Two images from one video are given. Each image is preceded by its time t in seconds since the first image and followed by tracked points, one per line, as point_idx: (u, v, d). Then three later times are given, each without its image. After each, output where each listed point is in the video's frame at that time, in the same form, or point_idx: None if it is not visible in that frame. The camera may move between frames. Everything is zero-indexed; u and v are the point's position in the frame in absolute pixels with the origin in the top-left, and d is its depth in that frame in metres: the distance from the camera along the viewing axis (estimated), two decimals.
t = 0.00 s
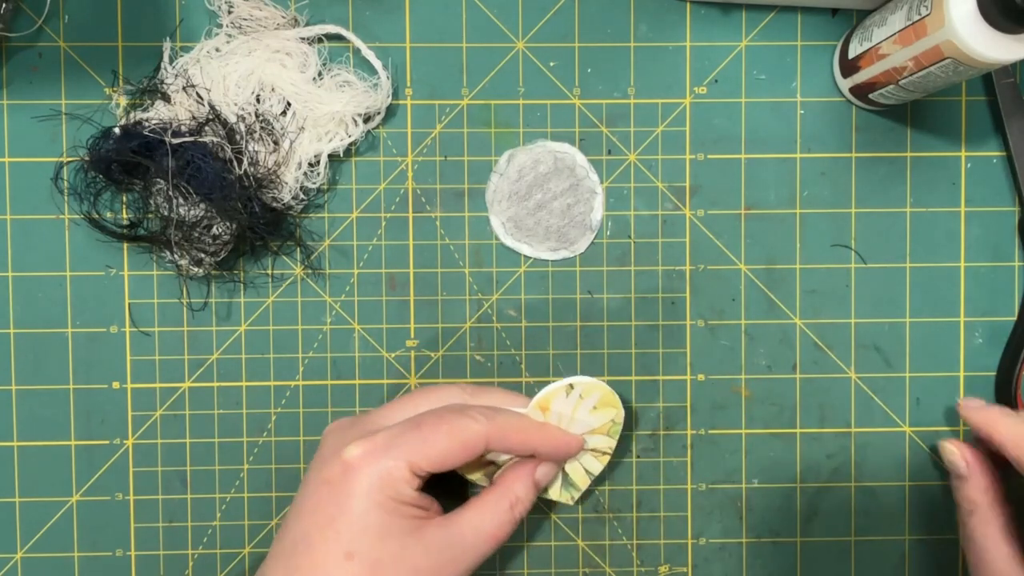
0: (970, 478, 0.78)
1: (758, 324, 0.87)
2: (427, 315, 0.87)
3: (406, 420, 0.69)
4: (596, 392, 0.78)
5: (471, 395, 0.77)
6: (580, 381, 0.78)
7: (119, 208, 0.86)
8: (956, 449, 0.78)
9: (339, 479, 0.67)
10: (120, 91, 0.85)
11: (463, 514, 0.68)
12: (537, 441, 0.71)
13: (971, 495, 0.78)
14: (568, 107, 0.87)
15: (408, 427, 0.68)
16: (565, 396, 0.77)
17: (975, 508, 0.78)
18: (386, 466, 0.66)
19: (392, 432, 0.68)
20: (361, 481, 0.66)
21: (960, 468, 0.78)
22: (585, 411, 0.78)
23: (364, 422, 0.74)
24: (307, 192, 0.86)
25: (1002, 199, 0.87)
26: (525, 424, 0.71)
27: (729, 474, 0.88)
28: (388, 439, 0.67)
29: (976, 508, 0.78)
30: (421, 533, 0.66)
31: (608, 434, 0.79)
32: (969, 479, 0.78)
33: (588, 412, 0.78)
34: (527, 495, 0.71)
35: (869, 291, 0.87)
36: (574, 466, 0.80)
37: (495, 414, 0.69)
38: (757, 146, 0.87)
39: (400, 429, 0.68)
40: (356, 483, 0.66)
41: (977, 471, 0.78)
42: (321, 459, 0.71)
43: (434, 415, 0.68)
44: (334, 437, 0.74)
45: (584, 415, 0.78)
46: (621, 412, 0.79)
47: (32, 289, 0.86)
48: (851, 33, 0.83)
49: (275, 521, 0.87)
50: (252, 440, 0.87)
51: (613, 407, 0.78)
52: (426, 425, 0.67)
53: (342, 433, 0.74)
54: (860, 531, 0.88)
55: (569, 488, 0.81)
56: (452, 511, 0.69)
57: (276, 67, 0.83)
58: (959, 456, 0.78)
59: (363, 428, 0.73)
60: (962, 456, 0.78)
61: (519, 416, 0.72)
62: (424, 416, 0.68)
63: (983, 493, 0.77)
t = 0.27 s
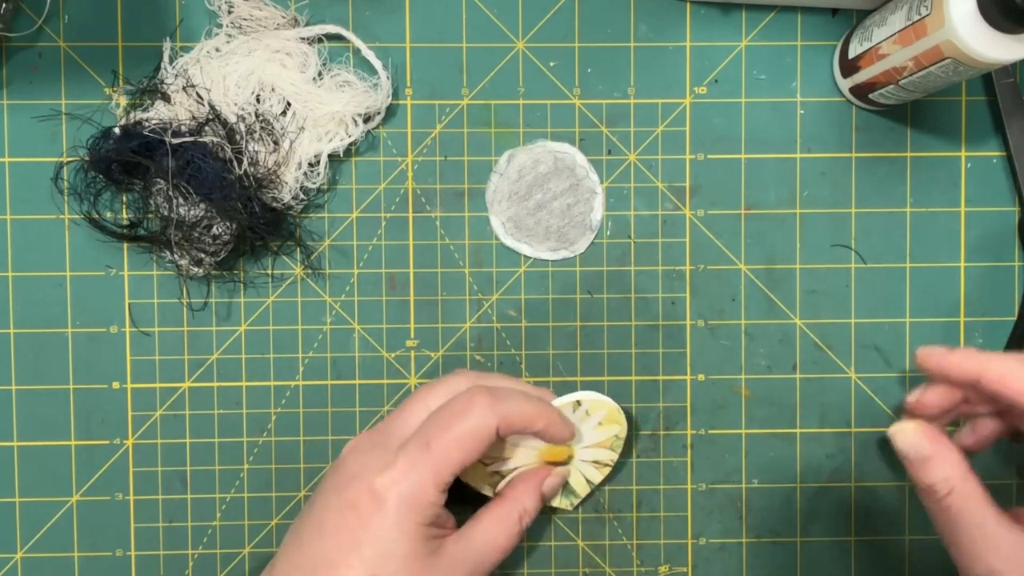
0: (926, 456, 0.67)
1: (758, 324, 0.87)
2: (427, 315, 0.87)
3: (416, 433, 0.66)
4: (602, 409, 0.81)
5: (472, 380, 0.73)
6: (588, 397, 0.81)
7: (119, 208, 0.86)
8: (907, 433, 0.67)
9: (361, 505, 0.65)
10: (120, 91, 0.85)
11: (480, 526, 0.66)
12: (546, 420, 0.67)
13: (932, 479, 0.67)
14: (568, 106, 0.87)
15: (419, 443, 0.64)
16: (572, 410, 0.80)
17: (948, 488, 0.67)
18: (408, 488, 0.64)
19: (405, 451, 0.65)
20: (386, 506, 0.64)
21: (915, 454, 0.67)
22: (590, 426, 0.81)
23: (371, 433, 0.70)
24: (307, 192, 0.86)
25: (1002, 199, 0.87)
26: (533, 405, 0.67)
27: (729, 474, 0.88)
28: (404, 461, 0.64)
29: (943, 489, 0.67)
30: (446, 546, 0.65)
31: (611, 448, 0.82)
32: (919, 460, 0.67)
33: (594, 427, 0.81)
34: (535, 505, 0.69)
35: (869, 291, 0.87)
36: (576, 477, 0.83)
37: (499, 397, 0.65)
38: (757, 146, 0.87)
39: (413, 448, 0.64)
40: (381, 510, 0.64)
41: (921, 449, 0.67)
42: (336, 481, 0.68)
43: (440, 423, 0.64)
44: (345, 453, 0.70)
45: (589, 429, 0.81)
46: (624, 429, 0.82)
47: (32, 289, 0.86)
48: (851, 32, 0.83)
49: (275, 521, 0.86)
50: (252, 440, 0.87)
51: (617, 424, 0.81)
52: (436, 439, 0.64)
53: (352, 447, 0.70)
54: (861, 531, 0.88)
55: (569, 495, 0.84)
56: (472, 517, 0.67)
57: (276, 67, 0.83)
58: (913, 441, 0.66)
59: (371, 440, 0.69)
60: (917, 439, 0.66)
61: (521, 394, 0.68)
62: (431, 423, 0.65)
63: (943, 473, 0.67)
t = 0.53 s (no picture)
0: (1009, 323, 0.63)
1: (758, 324, 0.87)
2: (427, 315, 0.87)
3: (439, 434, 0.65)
4: (597, 411, 0.82)
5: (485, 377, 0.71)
6: (583, 401, 0.81)
7: (119, 208, 0.86)
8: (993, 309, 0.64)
9: (378, 504, 0.64)
10: (120, 91, 0.85)
11: (487, 532, 0.66)
12: (567, 438, 0.68)
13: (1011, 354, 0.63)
14: (568, 107, 0.87)
15: (443, 444, 0.64)
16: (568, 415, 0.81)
17: None
18: (429, 490, 0.63)
19: (428, 451, 0.64)
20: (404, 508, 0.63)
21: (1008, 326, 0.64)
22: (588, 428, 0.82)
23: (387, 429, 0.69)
24: (307, 192, 0.86)
25: (1002, 199, 0.87)
26: (556, 422, 0.67)
27: (729, 474, 0.88)
28: (427, 462, 0.63)
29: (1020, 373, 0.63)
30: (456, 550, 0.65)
31: (608, 448, 0.83)
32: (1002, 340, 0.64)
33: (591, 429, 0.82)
34: (540, 510, 0.70)
35: (869, 291, 0.87)
36: (574, 479, 0.84)
37: (527, 411, 0.65)
38: (757, 147, 0.87)
39: (436, 449, 0.63)
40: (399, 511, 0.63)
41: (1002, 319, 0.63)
42: (351, 479, 0.67)
43: (467, 429, 0.63)
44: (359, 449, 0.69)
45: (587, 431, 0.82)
46: (621, 429, 0.83)
47: (32, 289, 0.86)
48: (851, 33, 0.83)
49: (275, 521, 0.87)
50: (252, 440, 0.87)
51: (613, 425, 0.82)
52: (463, 441, 0.63)
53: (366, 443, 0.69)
54: (861, 531, 0.88)
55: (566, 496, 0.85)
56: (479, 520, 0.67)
57: (276, 67, 0.83)
58: (1003, 310, 0.63)
59: (387, 436, 0.68)
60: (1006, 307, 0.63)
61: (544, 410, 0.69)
62: (456, 428, 0.64)
63: None
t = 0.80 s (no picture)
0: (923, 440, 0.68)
1: (758, 324, 0.87)
2: (427, 315, 0.87)
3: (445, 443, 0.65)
4: (595, 420, 0.83)
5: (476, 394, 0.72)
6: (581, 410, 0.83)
7: (119, 208, 0.86)
8: (913, 423, 0.69)
9: (386, 510, 0.63)
10: (120, 91, 0.85)
11: (486, 540, 0.65)
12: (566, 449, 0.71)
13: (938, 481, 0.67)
14: (568, 107, 0.87)
15: (450, 451, 0.64)
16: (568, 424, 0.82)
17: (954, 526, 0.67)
18: (438, 495, 0.62)
19: (434, 458, 0.64)
20: (411, 512, 0.62)
21: (920, 442, 0.68)
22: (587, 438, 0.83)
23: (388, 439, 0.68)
24: (307, 192, 0.86)
25: (1002, 199, 0.87)
26: (554, 433, 0.71)
27: (729, 474, 0.87)
28: (435, 468, 0.63)
29: (944, 503, 0.68)
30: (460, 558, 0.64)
31: (609, 458, 0.84)
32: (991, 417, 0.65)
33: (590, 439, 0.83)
34: (538, 516, 0.69)
35: (869, 291, 0.87)
36: (577, 495, 0.84)
37: (529, 423, 0.68)
38: (757, 146, 0.87)
39: (444, 456, 0.64)
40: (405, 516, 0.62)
41: (914, 419, 0.69)
42: (353, 487, 0.66)
43: (473, 437, 0.65)
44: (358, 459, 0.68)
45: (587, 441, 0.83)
46: (620, 437, 0.84)
47: (32, 289, 0.86)
48: (851, 33, 0.83)
49: (275, 521, 0.86)
50: (252, 440, 0.87)
51: (612, 433, 0.84)
52: (472, 446, 0.64)
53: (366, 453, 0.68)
54: (862, 531, 0.88)
55: (572, 516, 0.85)
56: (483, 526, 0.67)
57: (276, 67, 0.83)
58: (887, 402, 0.69)
59: (390, 444, 0.67)
60: (900, 412, 0.69)
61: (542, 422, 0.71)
62: (462, 437, 0.65)
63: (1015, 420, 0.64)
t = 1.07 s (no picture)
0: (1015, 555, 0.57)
1: (758, 324, 0.87)
2: (427, 315, 0.87)
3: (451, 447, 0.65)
4: (585, 415, 0.84)
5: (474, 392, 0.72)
6: (571, 407, 0.84)
7: (119, 208, 0.86)
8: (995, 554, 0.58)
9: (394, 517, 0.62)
10: (120, 91, 0.85)
11: (484, 535, 0.66)
12: (568, 449, 0.71)
13: None
14: (568, 107, 0.87)
15: (457, 455, 0.63)
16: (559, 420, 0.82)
17: None
18: (447, 499, 0.62)
19: (441, 462, 0.63)
20: (420, 517, 0.61)
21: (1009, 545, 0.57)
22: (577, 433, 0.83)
23: (391, 443, 0.67)
24: (307, 192, 0.86)
25: (1002, 199, 0.87)
26: (556, 435, 0.70)
27: (729, 474, 0.88)
28: (444, 474, 0.62)
29: None
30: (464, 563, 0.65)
31: (599, 453, 0.85)
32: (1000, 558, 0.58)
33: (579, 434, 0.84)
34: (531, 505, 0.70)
35: (869, 291, 0.87)
36: (567, 491, 0.84)
37: (531, 424, 0.68)
38: (757, 146, 0.87)
39: (451, 460, 0.63)
40: (415, 522, 0.61)
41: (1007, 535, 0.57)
42: (359, 494, 0.64)
43: (479, 440, 0.64)
44: (362, 463, 0.67)
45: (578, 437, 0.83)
46: (609, 432, 0.85)
47: (32, 289, 0.86)
48: (851, 33, 0.83)
49: (275, 521, 0.87)
50: (252, 440, 0.87)
51: (602, 428, 0.85)
52: (478, 450, 0.63)
53: (370, 458, 0.67)
54: (862, 531, 0.88)
55: (563, 511, 0.86)
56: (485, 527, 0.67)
57: (276, 67, 0.83)
58: None
59: (395, 449, 0.66)
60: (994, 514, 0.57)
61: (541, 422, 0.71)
62: (467, 440, 0.65)
63: None
